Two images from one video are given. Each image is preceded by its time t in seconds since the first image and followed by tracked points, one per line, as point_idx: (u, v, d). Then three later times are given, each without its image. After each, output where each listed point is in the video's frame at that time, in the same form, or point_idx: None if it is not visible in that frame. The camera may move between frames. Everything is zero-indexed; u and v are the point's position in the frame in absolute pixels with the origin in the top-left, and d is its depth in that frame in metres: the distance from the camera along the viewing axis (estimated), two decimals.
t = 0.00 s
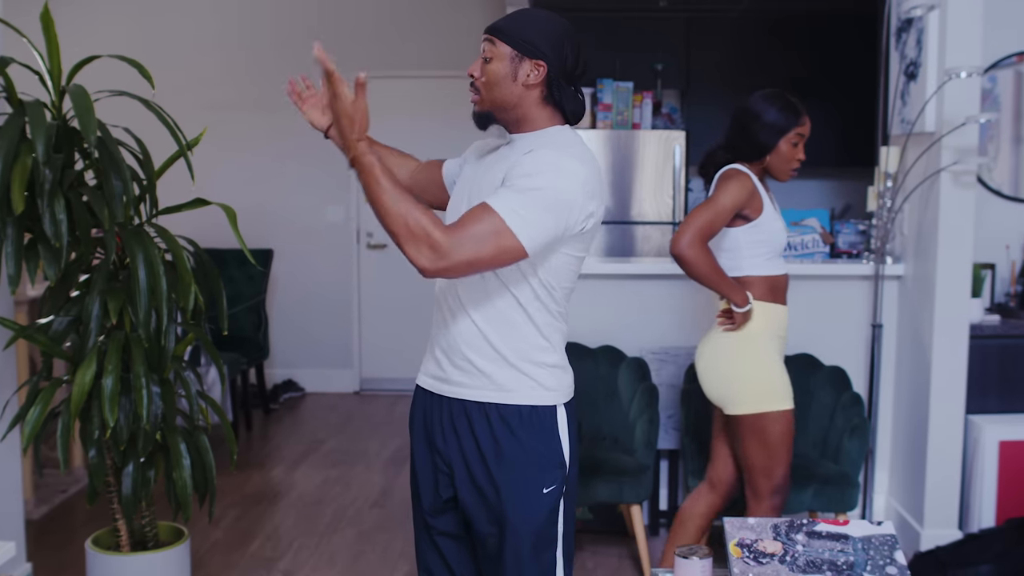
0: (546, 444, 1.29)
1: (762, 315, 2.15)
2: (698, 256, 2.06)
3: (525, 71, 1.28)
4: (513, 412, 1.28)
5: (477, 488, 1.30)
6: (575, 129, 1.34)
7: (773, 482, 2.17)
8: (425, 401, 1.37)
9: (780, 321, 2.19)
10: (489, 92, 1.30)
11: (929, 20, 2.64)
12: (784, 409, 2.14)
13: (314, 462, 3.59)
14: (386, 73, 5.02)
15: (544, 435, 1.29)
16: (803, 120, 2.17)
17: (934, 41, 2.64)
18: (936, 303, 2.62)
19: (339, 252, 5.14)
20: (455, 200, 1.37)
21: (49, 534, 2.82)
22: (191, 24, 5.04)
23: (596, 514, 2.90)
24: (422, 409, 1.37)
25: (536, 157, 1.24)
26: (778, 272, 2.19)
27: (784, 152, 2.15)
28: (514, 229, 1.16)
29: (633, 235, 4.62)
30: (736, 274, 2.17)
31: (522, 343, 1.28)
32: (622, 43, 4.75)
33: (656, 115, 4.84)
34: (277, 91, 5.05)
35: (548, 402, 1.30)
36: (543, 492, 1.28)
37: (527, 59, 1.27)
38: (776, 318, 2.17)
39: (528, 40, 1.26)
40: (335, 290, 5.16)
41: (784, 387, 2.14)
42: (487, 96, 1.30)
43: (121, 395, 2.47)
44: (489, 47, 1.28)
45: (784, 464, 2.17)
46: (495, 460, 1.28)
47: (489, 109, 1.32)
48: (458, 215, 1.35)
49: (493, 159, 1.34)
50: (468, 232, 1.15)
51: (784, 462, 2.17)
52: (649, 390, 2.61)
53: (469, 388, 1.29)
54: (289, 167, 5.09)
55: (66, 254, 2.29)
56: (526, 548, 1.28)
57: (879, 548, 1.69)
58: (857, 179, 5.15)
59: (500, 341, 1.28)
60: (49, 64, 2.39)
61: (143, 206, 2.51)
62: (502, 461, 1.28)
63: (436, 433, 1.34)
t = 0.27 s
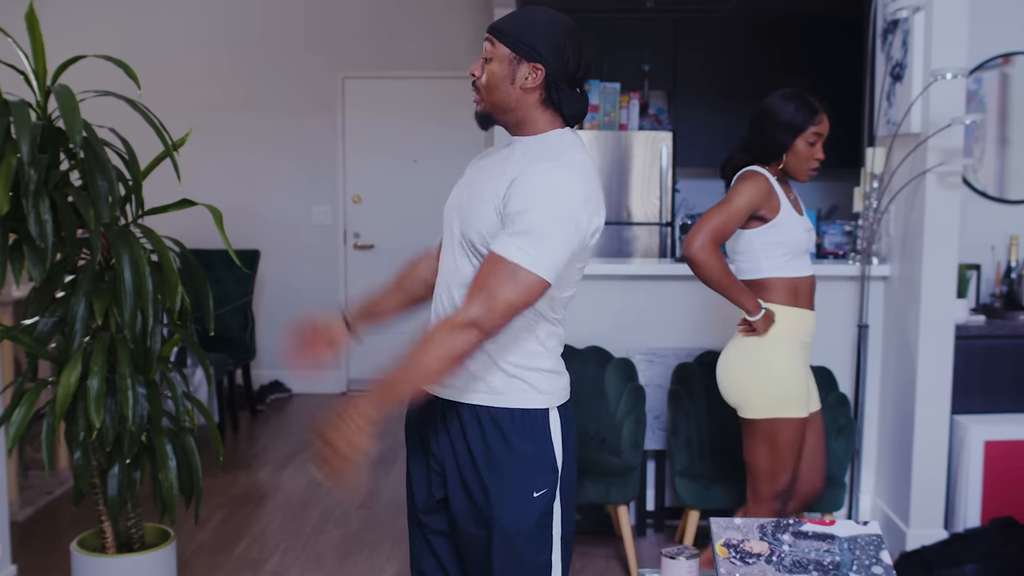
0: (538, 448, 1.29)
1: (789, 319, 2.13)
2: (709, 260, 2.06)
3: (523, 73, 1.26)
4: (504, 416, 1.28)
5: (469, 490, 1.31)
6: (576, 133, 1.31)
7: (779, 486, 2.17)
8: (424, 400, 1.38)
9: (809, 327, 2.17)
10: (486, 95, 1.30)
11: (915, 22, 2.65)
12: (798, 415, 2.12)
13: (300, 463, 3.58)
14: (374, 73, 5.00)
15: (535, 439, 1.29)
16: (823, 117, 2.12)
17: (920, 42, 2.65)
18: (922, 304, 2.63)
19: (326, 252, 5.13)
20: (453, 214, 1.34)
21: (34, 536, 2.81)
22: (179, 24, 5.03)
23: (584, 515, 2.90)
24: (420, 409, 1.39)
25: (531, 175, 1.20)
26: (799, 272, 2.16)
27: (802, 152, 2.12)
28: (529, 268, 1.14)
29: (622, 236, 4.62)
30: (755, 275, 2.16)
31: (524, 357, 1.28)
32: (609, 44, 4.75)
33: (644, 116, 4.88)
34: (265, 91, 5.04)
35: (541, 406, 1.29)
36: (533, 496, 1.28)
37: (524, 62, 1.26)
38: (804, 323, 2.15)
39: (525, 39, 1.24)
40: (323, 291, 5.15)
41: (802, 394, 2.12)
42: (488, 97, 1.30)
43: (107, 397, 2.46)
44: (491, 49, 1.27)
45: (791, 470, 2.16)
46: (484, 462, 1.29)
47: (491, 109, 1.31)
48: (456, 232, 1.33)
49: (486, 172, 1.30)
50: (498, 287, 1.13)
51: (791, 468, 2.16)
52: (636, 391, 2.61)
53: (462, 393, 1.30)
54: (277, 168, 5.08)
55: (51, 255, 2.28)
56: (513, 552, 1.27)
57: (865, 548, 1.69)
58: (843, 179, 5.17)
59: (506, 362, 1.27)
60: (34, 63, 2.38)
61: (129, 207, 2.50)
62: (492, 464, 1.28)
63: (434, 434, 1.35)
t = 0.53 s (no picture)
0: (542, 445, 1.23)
1: (790, 322, 2.12)
2: (698, 255, 2.11)
3: (511, 69, 1.20)
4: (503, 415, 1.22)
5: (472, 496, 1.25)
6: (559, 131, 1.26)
7: (773, 489, 2.17)
8: (415, 408, 1.32)
9: (815, 331, 2.15)
10: (468, 91, 1.22)
11: (903, 23, 2.66)
12: (796, 419, 2.11)
13: (290, 465, 3.58)
14: (364, 74, 5.00)
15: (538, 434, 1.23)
16: (830, 117, 2.11)
17: (908, 44, 2.66)
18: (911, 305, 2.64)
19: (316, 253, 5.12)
20: (448, 224, 1.25)
21: (24, 538, 2.80)
22: (168, 24, 5.02)
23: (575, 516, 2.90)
24: (410, 417, 1.33)
25: (554, 175, 1.15)
26: (806, 274, 2.13)
27: (809, 151, 2.11)
28: (596, 266, 1.11)
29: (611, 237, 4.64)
30: (757, 275, 2.15)
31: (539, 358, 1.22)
32: (599, 45, 4.76)
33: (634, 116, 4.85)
34: (255, 92, 5.03)
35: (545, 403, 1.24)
36: (542, 493, 1.23)
37: (513, 59, 1.20)
38: (808, 326, 2.13)
39: (515, 36, 1.19)
40: (313, 292, 5.14)
41: (801, 398, 2.10)
42: (468, 93, 1.22)
43: (96, 398, 2.44)
44: (473, 41, 1.20)
45: (786, 473, 2.15)
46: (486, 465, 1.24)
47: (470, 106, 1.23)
48: (457, 243, 1.24)
49: (487, 175, 1.22)
50: (581, 292, 1.11)
51: (786, 470, 2.15)
52: (626, 391, 2.61)
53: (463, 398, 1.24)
54: (267, 168, 5.07)
55: (40, 256, 2.27)
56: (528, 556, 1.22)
57: (854, 548, 1.70)
58: (831, 180, 5.19)
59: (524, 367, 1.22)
60: (23, 63, 2.36)
61: (118, 208, 2.48)
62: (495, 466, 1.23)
63: (427, 441, 1.30)
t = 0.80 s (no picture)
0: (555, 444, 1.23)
1: (796, 323, 2.10)
2: (695, 255, 2.17)
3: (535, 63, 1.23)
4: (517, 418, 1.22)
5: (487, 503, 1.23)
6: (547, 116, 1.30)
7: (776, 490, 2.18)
8: (418, 419, 1.29)
9: (827, 332, 2.11)
10: (525, 96, 1.20)
11: (895, 25, 2.67)
12: (801, 421, 2.11)
13: (281, 466, 3.57)
14: (356, 74, 5.00)
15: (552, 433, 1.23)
16: (841, 117, 2.08)
17: (899, 46, 2.68)
18: (902, 306, 2.64)
19: (307, 254, 5.12)
20: (455, 231, 1.23)
21: (15, 540, 2.79)
22: (159, 25, 5.01)
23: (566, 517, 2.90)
24: (411, 430, 1.29)
25: (571, 177, 1.18)
26: (817, 275, 2.10)
27: (820, 152, 2.07)
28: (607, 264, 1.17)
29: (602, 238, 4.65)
30: (767, 276, 2.15)
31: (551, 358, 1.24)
32: (591, 46, 4.78)
33: (625, 118, 4.88)
34: (246, 92, 5.02)
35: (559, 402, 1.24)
36: (559, 491, 1.23)
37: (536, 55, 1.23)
38: (818, 327, 2.10)
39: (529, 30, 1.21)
40: (305, 293, 5.14)
41: (808, 401, 2.10)
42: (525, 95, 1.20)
43: (87, 399, 2.43)
44: (517, 43, 1.17)
45: (790, 475, 2.16)
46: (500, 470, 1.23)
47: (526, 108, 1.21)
48: (468, 249, 1.22)
49: (495, 180, 1.21)
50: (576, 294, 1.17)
51: (790, 471, 2.15)
52: (617, 392, 2.61)
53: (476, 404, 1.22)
54: (259, 169, 5.07)
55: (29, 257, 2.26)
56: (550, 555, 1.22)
57: (845, 548, 1.69)
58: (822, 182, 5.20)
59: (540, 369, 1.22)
60: (13, 63, 2.35)
61: (109, 208, 2.46)
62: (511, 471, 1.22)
63: (434, 452, 1.27)
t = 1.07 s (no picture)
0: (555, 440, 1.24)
1: (810, 324, 2.13)
2: (708, 256, 2.23)
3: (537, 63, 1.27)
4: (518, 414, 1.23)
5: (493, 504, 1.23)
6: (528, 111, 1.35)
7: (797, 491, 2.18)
8: (415, 424, 1.27)
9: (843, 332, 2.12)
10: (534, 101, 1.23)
11: (887, 27, 2.65)
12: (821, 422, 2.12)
13: (275, 468, 3.57)
14: (350, 76, 4.99)
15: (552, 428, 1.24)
16: (852, 117, 2.08)
17: (891, 48, 2.66)
18: (894, 307, 2.65)
19: (301, 255, 5.11)
20: (457, 234, 1.23)
21: (7, 542, 2.79)
22: (153, 26, 5.00)
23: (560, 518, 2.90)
24: (407, 437, 1.27)
25: (571, 178, 1.22)
26: (832, 275, 2.11)
27: (834, 151, 2.08)
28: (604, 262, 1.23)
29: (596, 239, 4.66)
30: (784, 276, 2.18)
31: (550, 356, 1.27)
32: (584, 48, 4.78)
33: (619, 119, 4.87)
34: (240, 93, 5.02)
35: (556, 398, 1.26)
36: (560, 488, 1.24)
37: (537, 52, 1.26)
38: (834, 327, 2.11)
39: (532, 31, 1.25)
40: (298, 294, 5.13)
41: (827, 401, 2.11)
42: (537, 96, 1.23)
43: (79, 401, 2.41)
44: (533, 47, 1.21)
45: (810, 477, 2.16)
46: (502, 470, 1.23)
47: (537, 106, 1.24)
48: (472, 252, 1.22)
49: (498, 181, 1.23)
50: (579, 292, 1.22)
51: (810, 474, 2.16)
52: (611, 393, 2.61)
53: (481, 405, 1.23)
54: (253, 170, 5.06)
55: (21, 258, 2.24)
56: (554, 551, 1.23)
57: (838, 549, 1.69)
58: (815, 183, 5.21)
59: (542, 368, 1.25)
60: (6, 64, 2.33)
61: (101, 210, 2.43)
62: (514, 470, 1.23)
63: (435, 454, 1.26)
